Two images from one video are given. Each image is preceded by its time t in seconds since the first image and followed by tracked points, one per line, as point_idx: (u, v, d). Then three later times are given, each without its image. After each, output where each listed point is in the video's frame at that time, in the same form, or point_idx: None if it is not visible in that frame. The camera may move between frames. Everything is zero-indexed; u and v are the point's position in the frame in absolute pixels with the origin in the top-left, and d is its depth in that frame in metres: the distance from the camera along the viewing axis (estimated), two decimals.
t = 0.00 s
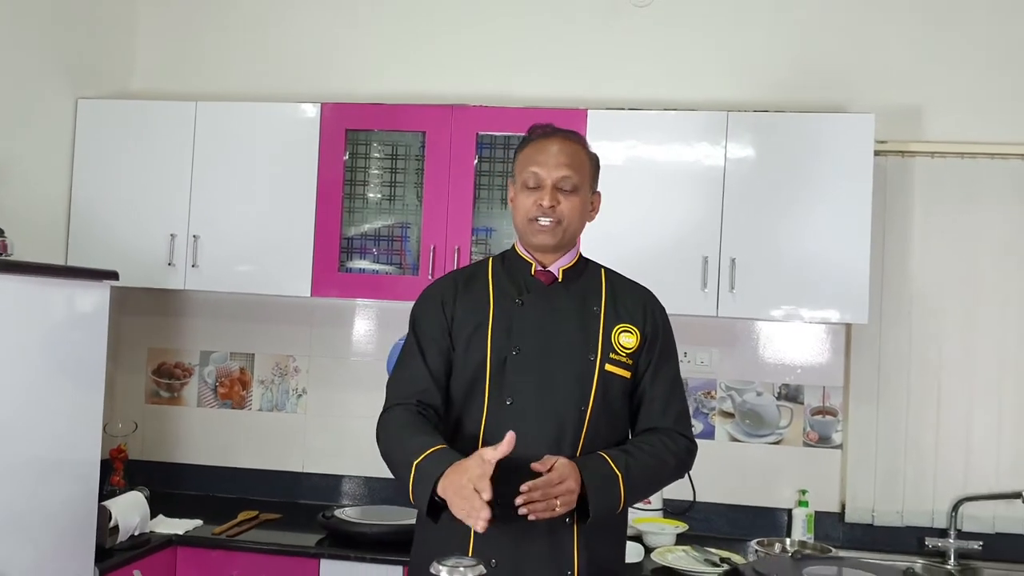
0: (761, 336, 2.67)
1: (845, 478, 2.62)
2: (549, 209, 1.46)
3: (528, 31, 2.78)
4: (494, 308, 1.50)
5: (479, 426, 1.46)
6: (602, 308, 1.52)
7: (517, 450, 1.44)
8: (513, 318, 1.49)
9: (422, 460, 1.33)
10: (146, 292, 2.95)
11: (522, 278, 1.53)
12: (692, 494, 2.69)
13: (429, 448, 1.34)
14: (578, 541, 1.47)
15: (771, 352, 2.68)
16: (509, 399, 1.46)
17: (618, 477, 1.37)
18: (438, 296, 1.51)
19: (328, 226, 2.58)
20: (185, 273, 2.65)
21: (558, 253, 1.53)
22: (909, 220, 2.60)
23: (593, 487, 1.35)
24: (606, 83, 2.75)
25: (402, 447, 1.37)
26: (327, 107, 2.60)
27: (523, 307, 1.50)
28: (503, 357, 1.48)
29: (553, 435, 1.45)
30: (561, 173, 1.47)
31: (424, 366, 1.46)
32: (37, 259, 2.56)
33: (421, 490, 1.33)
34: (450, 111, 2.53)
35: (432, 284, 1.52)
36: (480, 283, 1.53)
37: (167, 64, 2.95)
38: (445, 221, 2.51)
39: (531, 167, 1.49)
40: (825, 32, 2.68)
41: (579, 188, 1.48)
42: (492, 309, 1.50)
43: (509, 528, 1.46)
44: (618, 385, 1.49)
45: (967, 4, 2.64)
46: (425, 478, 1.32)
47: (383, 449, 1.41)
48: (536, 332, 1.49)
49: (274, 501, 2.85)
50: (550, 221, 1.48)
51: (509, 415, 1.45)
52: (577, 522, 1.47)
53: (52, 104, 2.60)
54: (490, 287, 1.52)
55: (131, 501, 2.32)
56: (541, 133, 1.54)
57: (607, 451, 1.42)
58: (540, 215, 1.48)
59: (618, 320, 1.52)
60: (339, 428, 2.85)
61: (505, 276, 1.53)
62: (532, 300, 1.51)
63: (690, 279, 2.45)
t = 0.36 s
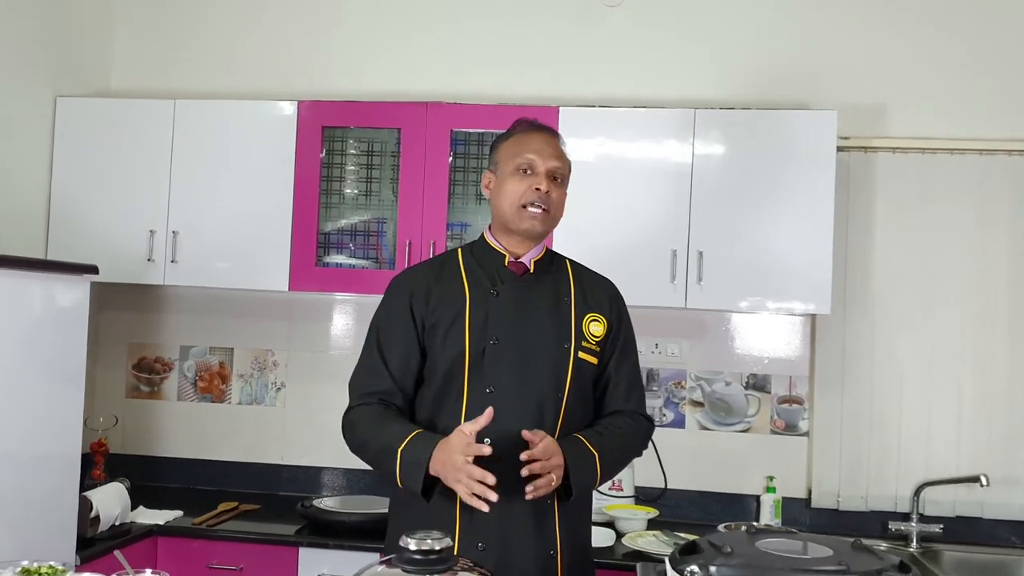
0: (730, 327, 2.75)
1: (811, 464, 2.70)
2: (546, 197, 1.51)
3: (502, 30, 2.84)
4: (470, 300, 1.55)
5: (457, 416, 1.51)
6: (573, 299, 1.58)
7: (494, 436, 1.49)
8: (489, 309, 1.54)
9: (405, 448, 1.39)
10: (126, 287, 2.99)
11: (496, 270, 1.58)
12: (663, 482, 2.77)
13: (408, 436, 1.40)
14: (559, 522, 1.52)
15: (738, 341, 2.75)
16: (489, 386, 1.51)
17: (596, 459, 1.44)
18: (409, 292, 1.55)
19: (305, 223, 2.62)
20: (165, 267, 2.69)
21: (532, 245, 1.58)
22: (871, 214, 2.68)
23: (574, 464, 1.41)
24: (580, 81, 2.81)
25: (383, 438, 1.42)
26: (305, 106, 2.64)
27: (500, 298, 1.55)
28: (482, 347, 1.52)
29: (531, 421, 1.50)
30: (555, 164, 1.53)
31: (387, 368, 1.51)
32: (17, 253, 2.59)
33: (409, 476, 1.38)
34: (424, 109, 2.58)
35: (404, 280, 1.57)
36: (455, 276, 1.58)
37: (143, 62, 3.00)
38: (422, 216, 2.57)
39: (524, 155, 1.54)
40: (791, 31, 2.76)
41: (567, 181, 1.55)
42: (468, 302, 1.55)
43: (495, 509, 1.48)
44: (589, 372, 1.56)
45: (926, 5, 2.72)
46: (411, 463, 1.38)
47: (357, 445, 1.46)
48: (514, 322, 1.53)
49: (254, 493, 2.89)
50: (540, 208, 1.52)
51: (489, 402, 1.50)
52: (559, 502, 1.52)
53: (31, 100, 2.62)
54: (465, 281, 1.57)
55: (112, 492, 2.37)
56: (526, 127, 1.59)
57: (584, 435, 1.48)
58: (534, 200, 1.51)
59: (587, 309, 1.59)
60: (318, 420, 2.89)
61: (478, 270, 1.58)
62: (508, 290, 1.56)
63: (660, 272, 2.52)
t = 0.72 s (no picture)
0: (707, 316, 2.81)
1: (788, 451, 2.75)
2: (508, 178, 1.59)
3: (481, 27, 2.89)
4: (435, 289, 1.62)
5: (424, 400, 1.58)
6: (537, 283, 1.65)
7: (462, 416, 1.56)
8: (453, 297, 1.62)
9: (395, 434, 1.47)
10: (114, 283, 3.03)
11: (460, 259, 1.65)
12: (643, 470, 2.82)
13: (397, 422, 1.48)
14: (524, 501, 1.56)
15: (716, 329, 2.81)
16: (453, 370, 1.58)
17: (559, 436, 1.49)
18: (376, 286, 1.63)
19: (289, 218, 2.67)
20: (151, 264, 2.73)
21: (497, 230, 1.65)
22: (844, 205, 2.73)
23: (533, 443, 1.47)
24: (558, 77, 2.86)
25: (363, 425, 1.49)
26: (288, 102, 2.68)
27: (463, 286, 1.62)
28: (446, 334, 1.59)
29: (494, 403, 1.56)
30: (516, 148, 1.62)
31: (357, 359, 1.58)
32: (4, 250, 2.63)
33: (399, 459, 1.47)
34: (405, 105, 2.63)
35: (371, 277, 1.64)
36: (421, 267, 1.65)
37: (128, 62, 3.04)
38: (402, 210, 2.61)
39: (485, 142, 1.62)
40: (764, 25, 2.81)
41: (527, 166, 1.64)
42: (432, 291, 1.62)
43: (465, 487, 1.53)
44: (554, 354, 1.61)
45: None
46: (402, 449, 1.47)
47: (337, 436, 1.53)
48: (477, 307, 1.60)
49: (242, 485, 2.93)
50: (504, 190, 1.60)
51: (454, 385, 1.57)
52: (524, 483, 1.56)
53: (16, 99, 2.65)
54: (429, 271, 1.64)
55: (99, 484, 2.42)
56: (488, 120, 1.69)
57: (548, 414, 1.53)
58: (497, 182, 1.59)
59: (551, 293, 1.64)
60: (304, 412, 2.94)
61: (443, 260, 1.66)
62: (471, 278, 1.63)
63: (637, 262, 2.57)
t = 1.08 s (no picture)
0: (688, 302, 2.85)
1: (769, 435, 2.79)
2: (472, 165, 1.62)
3: (461, 20, 2.92)
4: (409, 275, 1.65)
5: (399, 383, 1.62)
6: (510, 266, 1.67)
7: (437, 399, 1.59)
8: (426, 281, 1.64)
9: (366, 417, 1.51)
10: (99, 278, 3.05)
11: (434, 245, 1.68)
12: (626, 455, 2.86)
13: (368, 405, 1.52)
14: (497, 480, 1.57)
15: (697, 316, 2.85)
16: (427, 353, 1.61)
17: (527, 417, 1.51)
18: (352, 275, 1.67)
19: (272, 211, 2.69)
20: (135, 258, 2.75)
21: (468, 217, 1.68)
22: (821, 191, 2.77)
23: (505, 424, 1.49)
24: (538, 68, 2.89)
25: (339, 409, 1.53)
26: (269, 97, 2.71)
27: (436, 270, 1.65)
28: (419, 318, 1.62)
29: (466, 385, 1.59)
30: (482, 135, 1.65)
31: (337, 346, 1.63)
32: None
33: (370, 441, 1.51)
34: (385, 97, 2.66)
35: (350, 266, 1.68)
36: (397, 254, 1.68)
37: (109, 58, 3.05)
38: (384, 201, 2.64)
39: (453, 131, 1.66)
40: (740, 16, 2.85)
41: (496, 152, 1.66)
42: (407, 277, 1.65)
43: (440, 465, 1.56)
44: (526, 336, 1.64)
45: None
46: (374, 430, 1.51)
47: (317, 419, 1.56)
48: (449, 291, 1.63)
49: (229, 477, 2.96)
50: (470, 176, 1.63)
51: (427, 368, 1.60)
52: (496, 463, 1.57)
53: None
54: (404, 258, 1.67)
55: (87, 475, 2.44)
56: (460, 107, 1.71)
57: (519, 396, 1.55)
58: (463, 170, 1.62)
59: (524, 276, 1.67)
60: (290, 404, 2.96)
61: (418, 247, 1.69)
62: (444, 263, 1.65)
63: (617, 250, 2.61)
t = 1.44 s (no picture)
0: (668, 290, 2.86)
1: (749, 420, 2.80)
2: (446, 152, 1.62)
3: (439, 9, 2.92)
4: (385, 262, 1.65)
5: (375, 371, 1.61)
6: (487, 255, 1.67)
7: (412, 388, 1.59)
8: (402, 269, 1.64)
9: (342, 405, 1.51)
10: (78, 271, 3.03)
11: (411, 233, 1.67)
12: (608, 443, 2.87)
13: (344, 393, 1.52)
14: (472, 469, 1.57)
15: (678, 303, 2.86)
16: (402, 342, 1.61)
17: (501, 406, 1.51)
18: (329, 262, 1.66)
19: (249, 202, 2.68)
20: (112, 250, 2.73)
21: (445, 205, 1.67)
22: (798, 178, 2.78)
23: (476, 417, 1.50)
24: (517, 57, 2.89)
25: (316, 398, 1.53)
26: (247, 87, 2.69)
27: (412, 259, 1.65)
28: (395, 307, 1.62)
29: (441, 373, 1.60)
30: (457, 122, 1.64)
31: (315, 334, 1.62)
32: None
33: (346, 429, 1.51)
34: (363, 87, 2.64)
35: (326, 255, 1.67)
36: (373, 241, 1.67)
37: (83, 50, 3.03)
38: (362, 191, 2.63)
39: (429, 118, 1.65)
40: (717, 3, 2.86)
41: (471, 139, 1.65)
42: (384, 265, 1.65)
43: (416, 451, 1.56)
44: (503, 324, 1.64)
45: None
46: (349, 419, 1.51)
47: (295, 407, 1.57)
48: (426, 281, 1.63)
49: (210, 470, 2.95)
50: (445, 164, 1.63)
51: (403, 357, 1.60)
52: (470, 453, 1.57)
53: None
54: (380, 246, 1.67)
55: (65, 469, 2.43)
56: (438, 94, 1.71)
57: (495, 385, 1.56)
58: (438, 157, 1.62)
59: (501, 264, 1.67)
60: (271, 396, 2.96)
61: (394, 234, 1.68)
62: (420, 252, 1.65)
63: (595, 238, 2.61)
